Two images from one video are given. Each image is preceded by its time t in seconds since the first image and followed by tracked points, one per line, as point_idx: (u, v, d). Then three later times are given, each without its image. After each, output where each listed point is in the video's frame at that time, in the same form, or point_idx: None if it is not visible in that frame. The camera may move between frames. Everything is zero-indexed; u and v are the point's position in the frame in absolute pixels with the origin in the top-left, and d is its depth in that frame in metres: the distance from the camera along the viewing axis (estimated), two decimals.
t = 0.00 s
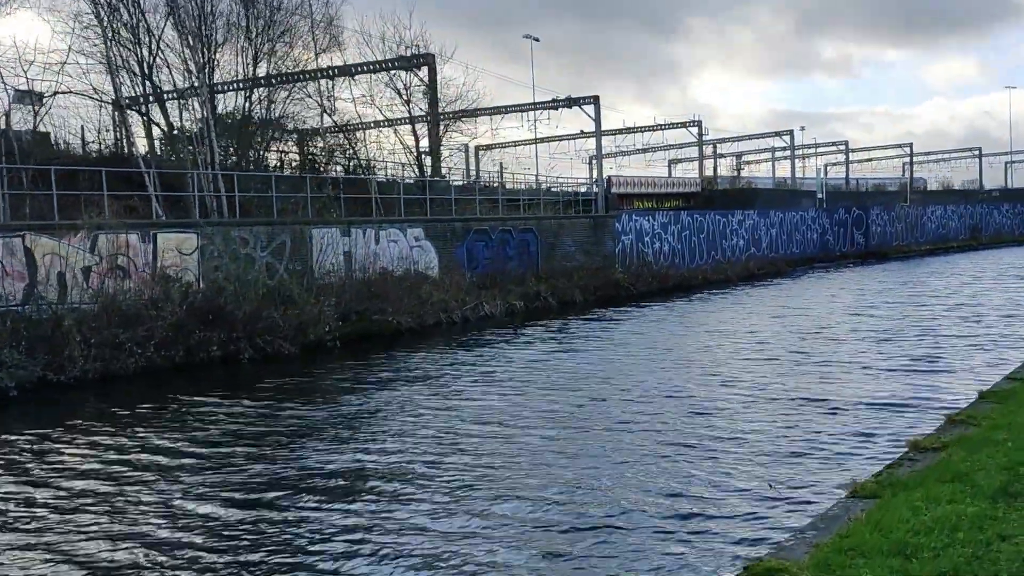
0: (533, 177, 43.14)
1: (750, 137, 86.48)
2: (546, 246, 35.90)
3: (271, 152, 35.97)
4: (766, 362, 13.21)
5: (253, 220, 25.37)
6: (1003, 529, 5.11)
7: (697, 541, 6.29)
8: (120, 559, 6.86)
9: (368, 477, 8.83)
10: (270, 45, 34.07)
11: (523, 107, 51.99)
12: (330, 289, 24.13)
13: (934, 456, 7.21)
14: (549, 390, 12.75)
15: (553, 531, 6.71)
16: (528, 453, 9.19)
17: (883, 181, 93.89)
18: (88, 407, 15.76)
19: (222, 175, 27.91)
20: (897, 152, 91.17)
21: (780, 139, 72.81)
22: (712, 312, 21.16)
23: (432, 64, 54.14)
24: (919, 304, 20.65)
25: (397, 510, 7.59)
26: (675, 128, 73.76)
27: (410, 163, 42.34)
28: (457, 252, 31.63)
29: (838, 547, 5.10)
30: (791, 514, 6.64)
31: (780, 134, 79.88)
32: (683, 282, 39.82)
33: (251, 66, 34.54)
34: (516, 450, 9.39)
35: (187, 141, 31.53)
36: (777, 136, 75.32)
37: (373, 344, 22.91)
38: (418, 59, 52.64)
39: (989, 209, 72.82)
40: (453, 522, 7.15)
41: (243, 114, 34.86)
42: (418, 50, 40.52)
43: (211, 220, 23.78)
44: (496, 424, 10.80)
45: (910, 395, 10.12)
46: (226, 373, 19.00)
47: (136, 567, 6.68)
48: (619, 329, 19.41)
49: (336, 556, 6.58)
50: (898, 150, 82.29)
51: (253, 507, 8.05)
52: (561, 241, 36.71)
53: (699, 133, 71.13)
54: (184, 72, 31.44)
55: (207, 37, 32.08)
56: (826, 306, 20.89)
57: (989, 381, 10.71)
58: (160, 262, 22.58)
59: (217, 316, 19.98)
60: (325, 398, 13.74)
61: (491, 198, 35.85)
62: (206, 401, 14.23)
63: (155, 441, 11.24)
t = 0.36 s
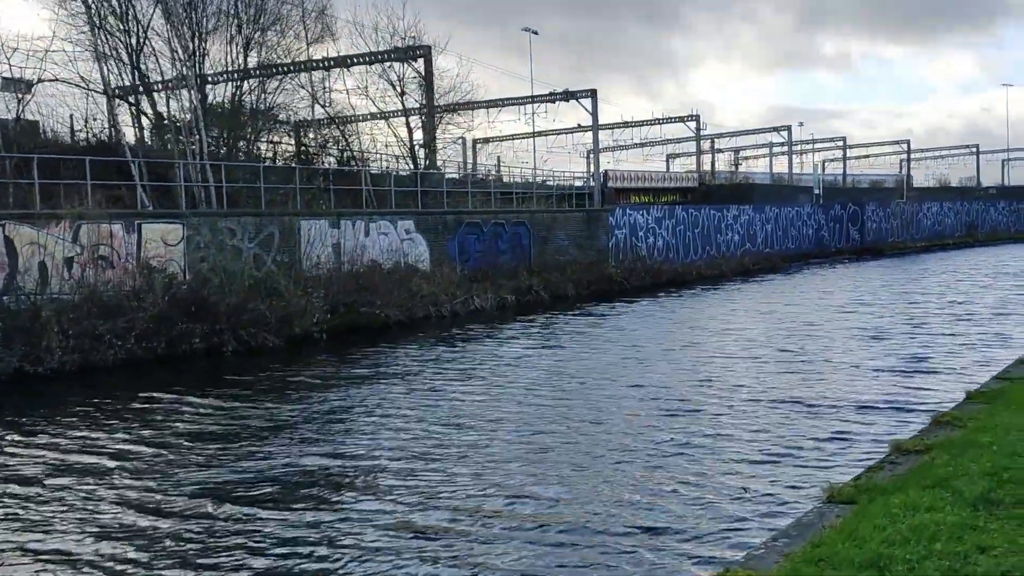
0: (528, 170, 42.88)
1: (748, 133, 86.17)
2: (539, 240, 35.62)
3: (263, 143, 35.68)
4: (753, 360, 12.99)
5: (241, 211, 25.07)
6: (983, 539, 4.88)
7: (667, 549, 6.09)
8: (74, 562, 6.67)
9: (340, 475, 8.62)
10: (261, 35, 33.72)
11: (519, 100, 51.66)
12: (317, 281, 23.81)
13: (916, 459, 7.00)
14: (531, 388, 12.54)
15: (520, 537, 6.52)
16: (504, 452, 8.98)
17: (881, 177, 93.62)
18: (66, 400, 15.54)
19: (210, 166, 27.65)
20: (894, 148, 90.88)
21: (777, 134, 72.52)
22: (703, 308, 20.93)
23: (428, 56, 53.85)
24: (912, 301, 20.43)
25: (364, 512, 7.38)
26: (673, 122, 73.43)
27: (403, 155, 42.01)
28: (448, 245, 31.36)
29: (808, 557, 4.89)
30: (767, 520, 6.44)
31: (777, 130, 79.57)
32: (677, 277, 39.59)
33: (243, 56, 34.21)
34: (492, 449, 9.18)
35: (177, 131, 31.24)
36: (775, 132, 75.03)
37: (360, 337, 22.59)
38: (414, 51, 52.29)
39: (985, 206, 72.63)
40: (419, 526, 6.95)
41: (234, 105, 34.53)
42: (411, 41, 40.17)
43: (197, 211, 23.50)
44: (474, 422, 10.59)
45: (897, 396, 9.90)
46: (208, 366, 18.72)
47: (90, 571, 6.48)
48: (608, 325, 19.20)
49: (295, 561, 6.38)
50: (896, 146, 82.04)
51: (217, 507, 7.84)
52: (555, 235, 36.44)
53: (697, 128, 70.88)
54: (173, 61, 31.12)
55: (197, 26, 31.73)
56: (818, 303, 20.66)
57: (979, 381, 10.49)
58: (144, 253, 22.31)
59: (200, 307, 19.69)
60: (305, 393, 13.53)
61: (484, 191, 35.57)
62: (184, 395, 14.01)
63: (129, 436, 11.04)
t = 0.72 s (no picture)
0: (507, 171, 42.59)
1: (729, 134, 86.22)
2: (517, 241, 35.32)
3: (237, 142, 35.21)
4: (725, 365, 12.80)
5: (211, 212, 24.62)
6: (947, 560, 4.62)
7: (621, 565, 5.82)
8: None
9: (294, 486, 8.33)
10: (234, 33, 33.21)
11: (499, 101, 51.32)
12: (288, 283, 23.38)
13: (883, 472, 6.76)
14: (500, 394, 12.28)
15: (471, 553, 6.23)
16: (466, 461, 8.72)
17: (861, 179, 93.99)
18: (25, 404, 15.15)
19: (181, 165, 27.20)
20: (874, 149, 91.26)
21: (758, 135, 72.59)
22: (680, 311, 20.74)
23: (408, 56, 53.48)
24: (889, 303, 20.33)
25: (312, 527, 7.08)
26: (654, 123, 73.34)
27: (381, 155, 41.57)
28: (425, 246, 31.00)
29: None
30: (729, 535, 6.22)
31: (758, 131, 79.68)
32: (656, 278, 39.40)
33: (216, 55, 33.75)
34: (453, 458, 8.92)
35: (148, 130, 30.73)
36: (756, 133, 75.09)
37: (332, 340, 22.19)
38: (393, 50, 51.84)
39: (963, 207, 73.03)
40: (367, 541, 6.65)
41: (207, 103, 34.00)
42: (389, 40, 39.73)
43: (165, 211, 23.03)
44: (439, 429, 10.32)
45: (869, 402, 9.72)
46: (173, 370, 18.31)
47: None
48: (582, 327, 18.97)
49: None
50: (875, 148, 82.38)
51: (160, 519, 7.51)
52: (533, 236, 36.14)
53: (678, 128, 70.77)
54: (143, 59, 30.57)
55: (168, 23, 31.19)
56: (794, 306, 20.52)
57: (952, 386, 10.32)
58: (111, 254, 21.85)
59: (165, 310, 19.26)
60: (269, 398, 13.23)
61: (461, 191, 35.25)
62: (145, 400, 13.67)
63: (81, 443, 10.70)
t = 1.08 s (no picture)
0: (500, 167, 42.24)
1: (726, 130, 85.86)
2: (509, 238, 34.99)
3: (225, 139, 34.81)
4: (711, 367, 12.49)
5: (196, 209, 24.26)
6: None
7: None
8: None
9: (256, 500, 8.02)
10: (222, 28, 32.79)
11: (493, 97, 50.93)
12: (273, 281, 23.03)
13: (866, 482, 6.46)
14: (479, 399, 11.97)
15: None
16: (436, 473, 8.42)
17: (858, 175, 93.65)
18: None
19: (167, 161, 26.83)
20: (871, 145, 90.93)
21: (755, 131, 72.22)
22: (670, 309, 20.43)
23: (401, 51, 53.05)
24: (881, 301, 20.03)
25: (270, 545, 6.78)
26: (650, 119, 73.01)
27: (372, 151, 41.16)
28: (414, 244, 30.65)
29: None
30: (702, 555, 5.91)
31: (754, 127, 79.31)
32: (649, 275, 39.07)
33: (204, 51, 33.36)
34: (423, 469, 8.62)
35: (134, 126, 30.36)
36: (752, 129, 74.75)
37: (317, 339, 21.84)
38: (387, 46, 51.43)
39: (961, 204, 72.70)
40: (325, 562, 6.35)
41: (194, 99, 33.60)
42: (381, 35, 39.26)
43: (148, 208, 22.67)
44: (413, 436, 10.02)
45: (856, 407, 9.41)
46: (153, 370, 17.97)
47: None
48: (570, 326, 18.65)
49: None
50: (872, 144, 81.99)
51: (114, 537, 7.21)
52: (525, 233, 35.78)
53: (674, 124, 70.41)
54: (129, 54, 30.15)
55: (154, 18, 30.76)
56: (786, 304, 20.22)
57: (943, 389, 10.01)
58: (92, 253, 21.48)
59: (145, 309, 18.92)
60: (244, 402, 12.91)
61: (452, 187, 34.90)
62: (118, 404, 13.35)
63: (46, 450, 10.40)
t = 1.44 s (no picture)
0: (506, 161, 41.88)
1: (736, 124, 85.18)
2: (514, 233, 34.64)
3: (228, 133, 34.56)
4: (711, 368, 12.16)
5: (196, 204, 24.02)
6: None
7: None
8: None
9: (233, 514, 7.76)
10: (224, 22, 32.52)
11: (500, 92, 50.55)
12: (272, 277, 22.76)
13: (869, 491, 6.11)
14: (472, 402, 11.69)
15: None
16: (419, 484, 8.13)
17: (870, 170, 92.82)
18: None
19: (167, 156, 26.58)
20: (883, 138, 90.08)
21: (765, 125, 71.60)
22: (674, 307, 20.08)
23: (408, 46, 52.73)
24: (890, 298, 19.62)
25: (243, 564, 6.52)
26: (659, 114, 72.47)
27: (378, 146, 40.86)
28: (418, 239, 30.36)
29: None
30: None
31: (765, 122, 78.63)
32: (656, 271, 38.68)
33: (207, 45, 33.13)
34: (407, 478, 8.32)
35: (137, 121, 30.20)
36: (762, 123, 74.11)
37: (317, 336, 21.57)
38: (394, 40, 51.09)
39: (973, 198, 71.92)
40: None
41: (197, 95, 33.35)
42: (386, 28, 38.92)
43: (147, 203, 22.42)
44: (401, 442, 9.74)
45: (859, 410, 9.05)
46: (149, 367, 17.72)
47: None
48: (572, 325, 18.33)
49: None
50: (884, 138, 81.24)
51: (85, 556, 6.97)
52: (530, 228, 35.43)
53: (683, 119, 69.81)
54: (131, 49, 29.92)
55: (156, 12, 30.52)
56: (792, 301, 19.84)
57: (950, 390, 9.64)
58: (91, 248, 21.24)
59: (140, 305, 18.68)
60: (234, 407, 12.66)
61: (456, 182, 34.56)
62: (109, 408, 13.13)
63: (29, 459, 10.18)
